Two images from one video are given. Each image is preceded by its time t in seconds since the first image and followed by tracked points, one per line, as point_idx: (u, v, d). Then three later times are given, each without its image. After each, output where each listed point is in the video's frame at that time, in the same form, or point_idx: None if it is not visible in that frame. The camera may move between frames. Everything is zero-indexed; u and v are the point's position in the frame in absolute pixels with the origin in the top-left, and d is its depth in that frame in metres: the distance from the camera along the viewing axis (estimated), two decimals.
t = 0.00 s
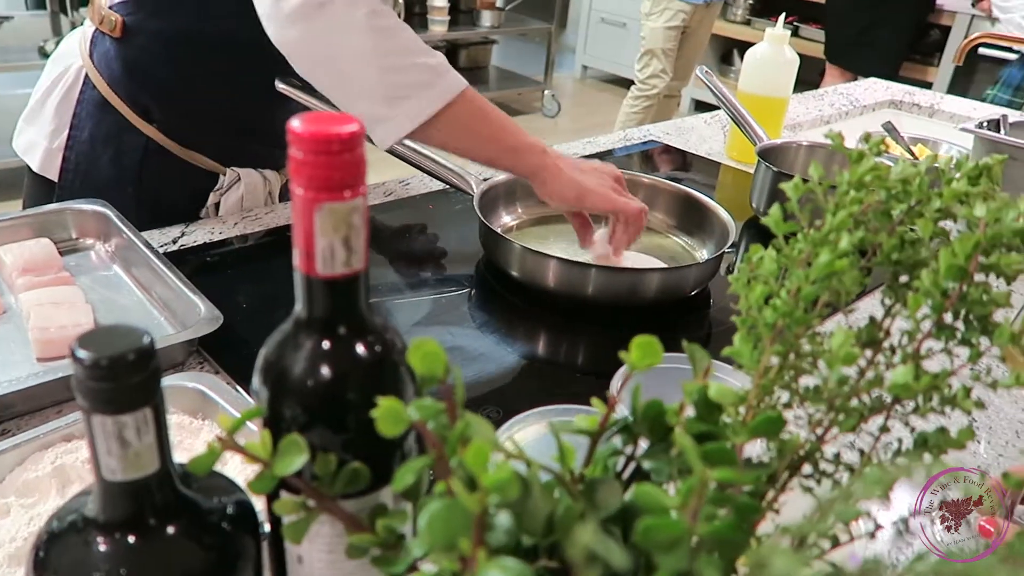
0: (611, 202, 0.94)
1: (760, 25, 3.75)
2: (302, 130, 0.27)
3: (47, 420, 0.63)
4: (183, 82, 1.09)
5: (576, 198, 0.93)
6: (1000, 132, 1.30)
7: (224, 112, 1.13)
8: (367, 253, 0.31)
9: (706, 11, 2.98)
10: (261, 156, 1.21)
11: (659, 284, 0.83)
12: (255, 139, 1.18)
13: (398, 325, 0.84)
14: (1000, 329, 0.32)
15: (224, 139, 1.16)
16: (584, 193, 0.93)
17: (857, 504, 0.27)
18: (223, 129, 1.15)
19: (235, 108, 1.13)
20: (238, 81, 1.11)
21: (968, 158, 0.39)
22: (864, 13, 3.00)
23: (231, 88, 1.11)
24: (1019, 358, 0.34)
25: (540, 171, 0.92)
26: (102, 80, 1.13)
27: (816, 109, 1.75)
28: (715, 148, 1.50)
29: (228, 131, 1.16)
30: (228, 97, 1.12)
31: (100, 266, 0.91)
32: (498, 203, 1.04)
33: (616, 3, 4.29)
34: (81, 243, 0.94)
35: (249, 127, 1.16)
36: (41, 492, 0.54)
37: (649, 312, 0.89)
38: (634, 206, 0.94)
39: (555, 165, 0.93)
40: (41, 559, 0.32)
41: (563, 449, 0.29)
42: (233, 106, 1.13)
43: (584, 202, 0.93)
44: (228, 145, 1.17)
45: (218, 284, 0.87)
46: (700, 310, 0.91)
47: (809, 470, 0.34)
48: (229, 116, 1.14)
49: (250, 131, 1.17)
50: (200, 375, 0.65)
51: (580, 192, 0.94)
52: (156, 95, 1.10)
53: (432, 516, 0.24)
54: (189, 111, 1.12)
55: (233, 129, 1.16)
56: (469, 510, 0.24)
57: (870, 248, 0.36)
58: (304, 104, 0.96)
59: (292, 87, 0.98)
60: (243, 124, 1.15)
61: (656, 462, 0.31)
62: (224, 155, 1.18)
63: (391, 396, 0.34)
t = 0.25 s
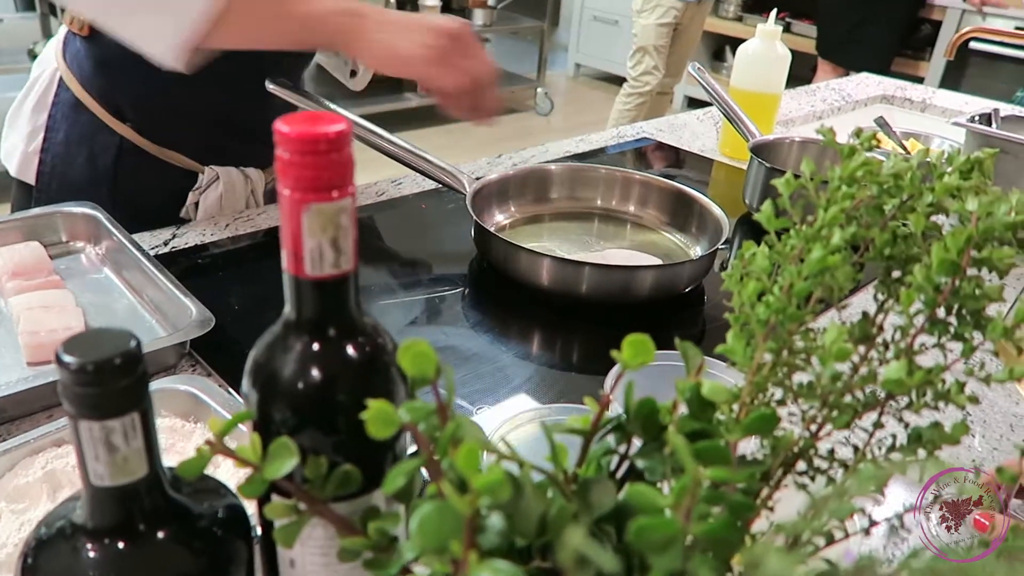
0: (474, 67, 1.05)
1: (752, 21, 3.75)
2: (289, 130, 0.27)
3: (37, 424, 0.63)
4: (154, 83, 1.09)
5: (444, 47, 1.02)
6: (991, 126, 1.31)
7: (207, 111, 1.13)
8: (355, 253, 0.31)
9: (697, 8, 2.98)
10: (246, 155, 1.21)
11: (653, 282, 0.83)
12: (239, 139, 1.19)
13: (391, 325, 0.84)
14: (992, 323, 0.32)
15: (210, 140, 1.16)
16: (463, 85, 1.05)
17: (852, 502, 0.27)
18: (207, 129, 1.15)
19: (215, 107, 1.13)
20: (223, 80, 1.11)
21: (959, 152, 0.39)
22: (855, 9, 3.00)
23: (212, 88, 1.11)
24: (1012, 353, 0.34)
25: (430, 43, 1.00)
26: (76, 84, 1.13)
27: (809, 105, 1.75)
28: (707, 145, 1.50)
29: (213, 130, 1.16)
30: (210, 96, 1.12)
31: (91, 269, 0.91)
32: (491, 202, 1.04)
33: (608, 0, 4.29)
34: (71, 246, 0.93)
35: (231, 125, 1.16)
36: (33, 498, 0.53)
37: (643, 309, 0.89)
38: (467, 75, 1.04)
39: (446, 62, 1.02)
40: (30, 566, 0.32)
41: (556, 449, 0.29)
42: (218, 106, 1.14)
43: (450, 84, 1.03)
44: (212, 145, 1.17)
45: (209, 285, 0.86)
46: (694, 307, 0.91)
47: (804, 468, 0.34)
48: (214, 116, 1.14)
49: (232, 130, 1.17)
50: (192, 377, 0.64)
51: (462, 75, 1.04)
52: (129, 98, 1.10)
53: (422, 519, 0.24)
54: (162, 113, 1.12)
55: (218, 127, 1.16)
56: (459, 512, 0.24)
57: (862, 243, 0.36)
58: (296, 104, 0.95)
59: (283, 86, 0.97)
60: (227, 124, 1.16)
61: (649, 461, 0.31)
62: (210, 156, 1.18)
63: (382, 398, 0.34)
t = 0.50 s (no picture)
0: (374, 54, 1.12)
1: (747, 20, 3.76)
2: (279, 132, 0.27)
3: (32, 427, 0.63)
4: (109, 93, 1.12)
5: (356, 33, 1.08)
6: (986, 124, 1.31)
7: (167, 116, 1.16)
8: (347, 256, 0.31)
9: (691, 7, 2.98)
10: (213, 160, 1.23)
11: (648, 281, 0.83)
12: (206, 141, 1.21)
13: (386, 326, 0.84)
14: (984, 322, 0.32)
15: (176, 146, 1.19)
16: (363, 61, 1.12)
17: (844, 502, 0.27)
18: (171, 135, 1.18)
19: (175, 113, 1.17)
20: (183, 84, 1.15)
21: (950, 152, 0.39)
22: (850, 8, 3.01)
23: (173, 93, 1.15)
24: (1003, 352, 0.34)
25: None
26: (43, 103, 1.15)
27: (803, 104, 1.75)
28: (702, 144, 1.50)
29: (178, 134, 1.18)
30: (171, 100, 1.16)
31: (85, 271, 0.91)
32: (486, 202, 1.04)
33: None
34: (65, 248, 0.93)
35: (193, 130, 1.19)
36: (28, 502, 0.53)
37: (638, 309, 0.89)
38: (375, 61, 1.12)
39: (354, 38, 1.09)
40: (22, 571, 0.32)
41: (549, 451, 0.29)
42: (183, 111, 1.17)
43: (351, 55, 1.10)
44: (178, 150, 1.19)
45: (204, 287, 0.86)
46: (689, 306, 0.91)
47: (796, 468, 0.34)
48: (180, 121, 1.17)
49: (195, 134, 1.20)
50: (188, 380, 0.64)
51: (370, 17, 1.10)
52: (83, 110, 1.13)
53: (414, 522, 0.24)
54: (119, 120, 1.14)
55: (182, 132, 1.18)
56: (451, 515, 0.24)
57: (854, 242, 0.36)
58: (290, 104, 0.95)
59: (280, 86, 0.97)
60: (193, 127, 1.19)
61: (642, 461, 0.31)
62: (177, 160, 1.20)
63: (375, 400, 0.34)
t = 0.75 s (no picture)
0: (181, 78, 1.11)
1: (744, 20, 3.77)
2: (270, 133, 0.27)
3: (27, 428, 0.63)
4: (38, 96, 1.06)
5: (155, 70, 1.08)
6: (981, 124, 1.31)
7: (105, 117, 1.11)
8: (338, 255, 0.31)
9: (688, 7, 2.99)
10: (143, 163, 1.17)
11: (643, 281, 0.83)
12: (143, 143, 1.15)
13: (382, 327, 0.84)
14: (975, 321, 0.32)
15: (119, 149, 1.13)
16: (179, 85, 1.12)
17: (834, 500, 0.27)
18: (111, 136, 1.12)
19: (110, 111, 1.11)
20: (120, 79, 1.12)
21: (942, 151, 0.40)
22: (846, 8, 3.01)
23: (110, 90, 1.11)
24: (994, 352, 0.34)
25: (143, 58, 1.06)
26: None
27: (800, 104, 1.75)
28: (699, 144, 1.51)
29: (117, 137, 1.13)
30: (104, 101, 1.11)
31: (81, 272, 0.91)
32: (482, 202, 1.04)
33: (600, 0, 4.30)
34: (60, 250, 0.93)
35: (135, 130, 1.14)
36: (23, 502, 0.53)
37: (634, 309, 0.89)
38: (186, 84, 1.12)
39: (156, 74, 1.08)
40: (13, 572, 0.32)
41: (541, 450, 0.29)
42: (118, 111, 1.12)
43: (153, 92, 1.10)
44: (119, 152, 1.13)
45: (200, 288, 0.86)
46: (685, 305, 0.91)
47: (789, 467, 0.34)
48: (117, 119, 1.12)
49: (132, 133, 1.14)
50: (184, 381, 0.64)
51: (170, 62, 1.09)
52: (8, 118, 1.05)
53: (405, 521, 0.24)
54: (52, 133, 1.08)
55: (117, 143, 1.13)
56: (441, 514, 0.24)
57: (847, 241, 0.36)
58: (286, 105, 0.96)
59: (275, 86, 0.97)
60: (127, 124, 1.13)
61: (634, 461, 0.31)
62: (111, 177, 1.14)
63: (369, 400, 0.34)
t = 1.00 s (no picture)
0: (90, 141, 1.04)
1: (744, 20, 3.77)
2: (267, 131, 0.27)
3: (26, 426, 0.63)
4: None
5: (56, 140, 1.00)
6: (980, 124, 1.31)
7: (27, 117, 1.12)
8: (334, 253, 0.31)
9: (688, 8, 2.99)
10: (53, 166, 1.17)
11: (641, 281, 0.83)
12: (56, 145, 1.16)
13: (381, 326, 0.84)
14: (971, 320, 0.32)
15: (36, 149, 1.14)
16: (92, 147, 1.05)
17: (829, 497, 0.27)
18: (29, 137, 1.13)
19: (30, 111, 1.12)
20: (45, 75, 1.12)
21: (939, 150, 0.40)
22: (847, 8, 3.01)
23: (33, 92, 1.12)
24: (989, 351, 0.34)
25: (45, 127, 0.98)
26: None
27: (800, 104, 1.75)
28: (699, 144, 1.51)
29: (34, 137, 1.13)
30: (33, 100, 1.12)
31: (80, 271, 0.91)
32: (481, 202, 1.04)
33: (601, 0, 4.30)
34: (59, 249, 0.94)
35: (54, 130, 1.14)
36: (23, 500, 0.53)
37: (632, 308, 0.89)
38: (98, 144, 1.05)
39: (60, 142, 1.01)
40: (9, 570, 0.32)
41: (537, 447, 0.29)
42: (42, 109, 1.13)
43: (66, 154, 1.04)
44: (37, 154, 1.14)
45: (198, 287, 0.86)
46: (683, 305, 0.91)
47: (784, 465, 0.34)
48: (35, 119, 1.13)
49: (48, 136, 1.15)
50: (182, 379, 0.64)
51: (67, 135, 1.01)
52: None
53: (400, 518, 0.24)
54: None
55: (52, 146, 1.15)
56: (436, 510, 0.24)
57: (843, 240, 0.36)
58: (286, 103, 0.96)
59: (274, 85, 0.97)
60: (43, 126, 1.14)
61: (630, 459, 0.31)
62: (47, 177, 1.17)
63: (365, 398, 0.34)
